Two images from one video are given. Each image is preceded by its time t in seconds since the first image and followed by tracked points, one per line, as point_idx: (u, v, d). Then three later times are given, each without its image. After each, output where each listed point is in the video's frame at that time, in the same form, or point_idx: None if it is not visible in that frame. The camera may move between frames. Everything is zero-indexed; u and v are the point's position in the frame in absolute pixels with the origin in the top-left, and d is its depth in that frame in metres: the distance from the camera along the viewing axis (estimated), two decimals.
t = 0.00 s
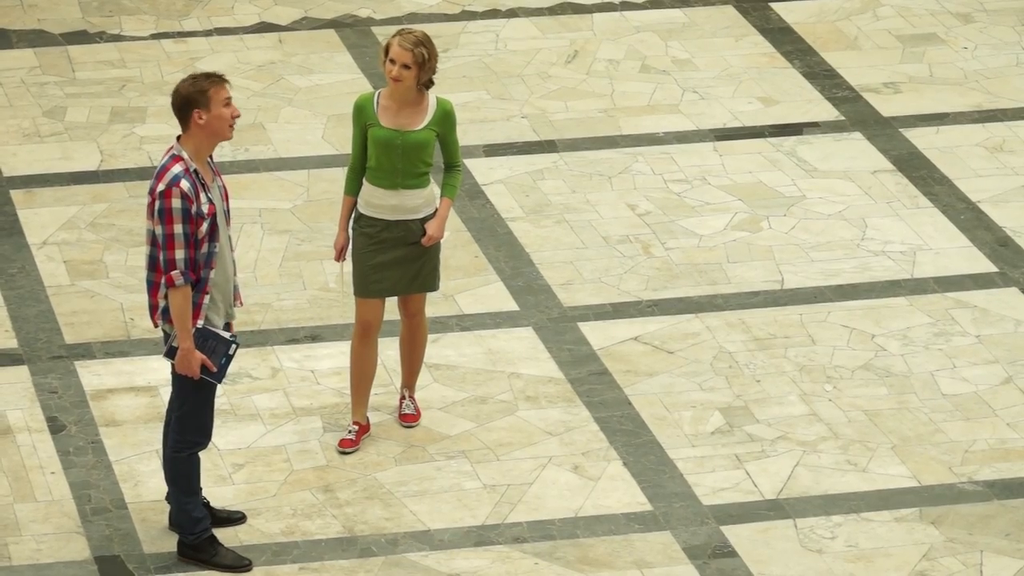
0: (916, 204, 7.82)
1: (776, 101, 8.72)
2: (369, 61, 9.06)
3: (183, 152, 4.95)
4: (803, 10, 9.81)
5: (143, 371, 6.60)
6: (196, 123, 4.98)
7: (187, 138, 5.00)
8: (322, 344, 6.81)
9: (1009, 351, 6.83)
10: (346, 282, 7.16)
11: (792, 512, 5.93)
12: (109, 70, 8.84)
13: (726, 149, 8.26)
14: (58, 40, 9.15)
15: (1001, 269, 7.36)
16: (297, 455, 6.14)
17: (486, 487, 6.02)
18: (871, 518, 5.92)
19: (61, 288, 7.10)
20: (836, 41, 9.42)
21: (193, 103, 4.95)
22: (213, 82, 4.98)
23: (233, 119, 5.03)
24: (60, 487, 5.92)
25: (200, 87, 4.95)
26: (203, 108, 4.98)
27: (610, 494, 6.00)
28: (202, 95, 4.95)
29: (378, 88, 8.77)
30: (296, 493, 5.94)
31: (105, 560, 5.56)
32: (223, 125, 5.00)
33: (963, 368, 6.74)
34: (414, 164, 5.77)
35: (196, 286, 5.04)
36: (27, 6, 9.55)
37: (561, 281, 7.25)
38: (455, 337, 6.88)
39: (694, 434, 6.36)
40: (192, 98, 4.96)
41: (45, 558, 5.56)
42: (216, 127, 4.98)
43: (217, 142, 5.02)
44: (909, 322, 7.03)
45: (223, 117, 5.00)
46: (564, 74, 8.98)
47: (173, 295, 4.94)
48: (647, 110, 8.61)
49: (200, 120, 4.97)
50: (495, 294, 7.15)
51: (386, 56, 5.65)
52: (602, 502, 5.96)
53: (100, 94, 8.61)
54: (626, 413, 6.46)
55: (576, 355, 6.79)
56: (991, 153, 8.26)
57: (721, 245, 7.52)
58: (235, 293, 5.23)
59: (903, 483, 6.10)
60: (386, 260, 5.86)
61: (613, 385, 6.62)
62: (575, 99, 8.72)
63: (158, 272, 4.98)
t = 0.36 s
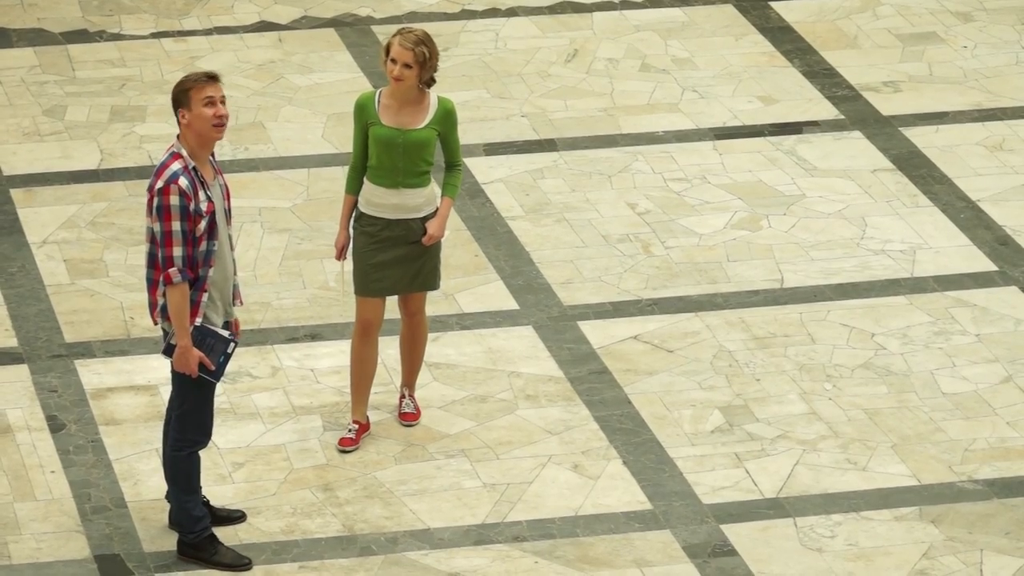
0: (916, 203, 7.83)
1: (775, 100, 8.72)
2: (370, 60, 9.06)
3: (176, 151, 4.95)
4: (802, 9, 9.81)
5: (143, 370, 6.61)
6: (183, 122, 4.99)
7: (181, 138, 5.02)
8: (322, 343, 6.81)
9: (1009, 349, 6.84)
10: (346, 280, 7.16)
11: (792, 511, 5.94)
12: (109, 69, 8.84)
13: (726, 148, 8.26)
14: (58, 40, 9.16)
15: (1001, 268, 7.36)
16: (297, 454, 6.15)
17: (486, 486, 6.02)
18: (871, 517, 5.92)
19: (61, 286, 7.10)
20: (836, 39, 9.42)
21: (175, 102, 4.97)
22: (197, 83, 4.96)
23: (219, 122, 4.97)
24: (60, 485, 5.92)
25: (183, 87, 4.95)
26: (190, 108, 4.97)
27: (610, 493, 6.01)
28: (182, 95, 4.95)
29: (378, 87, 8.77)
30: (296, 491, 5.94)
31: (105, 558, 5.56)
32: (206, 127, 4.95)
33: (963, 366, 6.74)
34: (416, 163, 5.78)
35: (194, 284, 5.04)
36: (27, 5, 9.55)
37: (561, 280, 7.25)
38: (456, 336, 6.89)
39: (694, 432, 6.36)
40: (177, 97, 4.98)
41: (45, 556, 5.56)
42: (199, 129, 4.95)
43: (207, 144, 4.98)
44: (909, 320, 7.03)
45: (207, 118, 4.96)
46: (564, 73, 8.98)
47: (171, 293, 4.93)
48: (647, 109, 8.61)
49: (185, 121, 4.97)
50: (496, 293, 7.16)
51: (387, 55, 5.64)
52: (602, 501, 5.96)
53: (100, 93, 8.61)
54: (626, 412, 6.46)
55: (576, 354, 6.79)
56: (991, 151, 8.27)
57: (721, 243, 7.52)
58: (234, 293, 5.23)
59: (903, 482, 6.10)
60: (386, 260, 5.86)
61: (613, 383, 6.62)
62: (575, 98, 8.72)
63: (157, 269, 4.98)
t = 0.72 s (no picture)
0: (916, 201, 7.83)
1: (775, 98, 8.72)
2: (369, 57, 9.06)
3: (171, 147, 4.95)
4: (802, 7, 9.81)
5: (143, 367, 6.60)
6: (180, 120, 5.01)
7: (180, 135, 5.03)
8: (322, 341, 6.81)
9: (1009, 347, 6.84)
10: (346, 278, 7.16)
11: (791, 508, 5.94)
12: (108, 67, 8.84)
13: (725, 145, 8.26)
14: (57, 37, 9.15)
15: (1001, 266, 7.36)
16: (297, 451, 6.14)
17: (485, 483, 6.02)
18: (871, 514, 5.93)
19: (60, 283, 7.10)
20: (835, 37, 9.42)
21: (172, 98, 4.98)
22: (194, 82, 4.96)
23: (210, 123, 4.95)
24: (60, 482, 5.92)
25: (180, 85, 4.97)
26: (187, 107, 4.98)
27: (610, 490, 6.01)
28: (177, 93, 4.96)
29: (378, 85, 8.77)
30: (295, 489, 5.94)
31: (104, 555, 5.57)
32: (197, 128, 4.94)
33: (962, 364, 6.74)
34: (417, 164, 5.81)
35: (185, 280, 5.04)
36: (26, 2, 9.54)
37: (561, 278, 7.25)
38: (455, 333, 6.89)
39: (694, 429, 6.36)
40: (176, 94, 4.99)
41: (44, 554, 5.56)
42: (191, 128, 4.94)
43: (201, 144, 4.97)
44: (908, 318, 7.04)
45: (198, 119, 4.95)
46: (563, 70, 8.98)
47: (158, 288, 4.94)
48: (647, 107, 8.61)
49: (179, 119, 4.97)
50: (495, 291, 7.16)
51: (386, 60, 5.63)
52: (602, 498, 5.96)
53: (99, 90, 8.60)
54: (625, 409, 6.46)
55: (575, 351, 6.79)
56: (991, 149, 8.27)
57: (721, 241, 7.52)
58: (230, 292, 5.23)
59: (902, 479, 6.10)
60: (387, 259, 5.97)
61: (613, 380, 6.62)
62: (574, 96, 8.72)
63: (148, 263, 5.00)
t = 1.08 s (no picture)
0: (915, 200, 7.83)
1: (774, 97, 8.72)
2: (368, 57, 9.05)
3: (172, 147, 4.96)
4: (801, 6, 9.80)
5: (142, 367, 6.61)
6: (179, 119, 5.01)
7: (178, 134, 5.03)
8: (321, 340, 6.81)
9: (1007, 346, 6.84)
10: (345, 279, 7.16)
11: (790, 508, 5.94)
12: (107, 66, 8.84)
13: (725, 145, 8.26)
14: (57, 37, 9.15)
15: (1000, 265, 7.36)
16: (296, 451, 6.15)
17: (485, 483, 6.03)
18: (870, 514, 5.93)
19: (59, 283, 7.11)
20: (834, 37, 9.42)
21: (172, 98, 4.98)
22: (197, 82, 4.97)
23: (212, 122, 4.96)
24: (59, 482, 5.92)
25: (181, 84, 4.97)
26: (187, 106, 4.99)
27: (609, 489, 6.01)
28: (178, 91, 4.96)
29: (377, 84, 8.77)
30: (294, 489, 5.94)
31: (103, 554, 5.57)
32: (198, 126, 4.95)
33: (961, 363, 6.75)
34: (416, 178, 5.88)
35: (183, 280, 5.05)
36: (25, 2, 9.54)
37: (560, 278, 7.25)
38: (454, 333, 6.89)
39: (692, 429, 6.36)
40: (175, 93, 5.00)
41: (44, 553, 5.56)
42: (191, 127, 4.95)
43: (202, 143, 4.97)
44: (907, 318, 7.04)
45: (199, 118, 4.96)
46: (562, 70, 8.98)
47: (156, 288, 4.95)
48: (646, 107, 8.61)
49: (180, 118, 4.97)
50: (494, 290, 7.16)
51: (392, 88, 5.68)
52: (601, 498, 5.96)
53: (99, 90, 8.60)
54: (624, 409, 6.46)
55: (575, 351, 6.79)
56: (989, 148, 8.27)
57: (720, 241, 7.52)
58: (229, 292, 5.22)
59: (901, 479, 6.10)
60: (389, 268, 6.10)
61: (612, 380, 6.62)
62: (573, 95, 8.72)
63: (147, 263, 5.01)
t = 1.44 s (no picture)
0: (915, 199, 7.82)
1: (774, 96, 8.71)
2: (368, 56, 9.05)
3: (174, 146, 4.96)
4: (801, 5, 9.80)
5: (142, 366, 6.60)
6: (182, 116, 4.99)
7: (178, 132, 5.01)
8: (320, 340, 6.81)
9: (1007, 345, 6.84)
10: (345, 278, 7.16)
11: (790, 507, 5.94)
12: (107, 65, 8.84)
13: (724, 144, 8.26)
14: (56, 36, 9.15)
15: (1000, 264, 7.36)
16: (296, 450, 6.15)
17: (484, 482, 6.02)
18: (869, 513, 5.93)
19: (59, 282, 7.11)
20: (834, 36, 9.42)
21: (175, 95, 4.97)
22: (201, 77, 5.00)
23: (218, 116, 4.98)
24: (59, 482, 5.92)
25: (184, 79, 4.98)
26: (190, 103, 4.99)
27: (609, 489, 6.01)
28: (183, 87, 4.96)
29: (377, 83, 8.76)
30: (294, 488, 5.94)
31: (102, 554, 5.57)
32: (204, 122, 4.96)
33: (961, 362, 6.74)
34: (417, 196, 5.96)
35: (187, 280, 5.04)
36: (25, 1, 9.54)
37: (560, 277, 7.25)
38: (454, 332, 6.88)
39: (692, 428, 6.36)
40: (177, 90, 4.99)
41: (43, 553, 5.56)
42: (195, 125, 4.95)
43: (204, 141, 4.97)
44: (907, 317, 7.03)
45: (205, 113, 4.97)
46: (562, 69, 8.98)
47: (163, 289, 4.93)
48: (646, 106, 8.61)
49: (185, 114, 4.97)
50: (494, 289, 7.15)
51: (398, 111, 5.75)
52: (601, 497, 5.96)
53: (98, 89, 8.60)
54: (624, 408, 6.46)
55: (575, 350, 6.79)
56: (989, 148, 8.26)
57: (720, 240, 7.52)
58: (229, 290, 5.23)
59: (902, 478, 6.10)
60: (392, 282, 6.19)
61: (612, 379, 6.62)
62: (573, 94, 8.71)
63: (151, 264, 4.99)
